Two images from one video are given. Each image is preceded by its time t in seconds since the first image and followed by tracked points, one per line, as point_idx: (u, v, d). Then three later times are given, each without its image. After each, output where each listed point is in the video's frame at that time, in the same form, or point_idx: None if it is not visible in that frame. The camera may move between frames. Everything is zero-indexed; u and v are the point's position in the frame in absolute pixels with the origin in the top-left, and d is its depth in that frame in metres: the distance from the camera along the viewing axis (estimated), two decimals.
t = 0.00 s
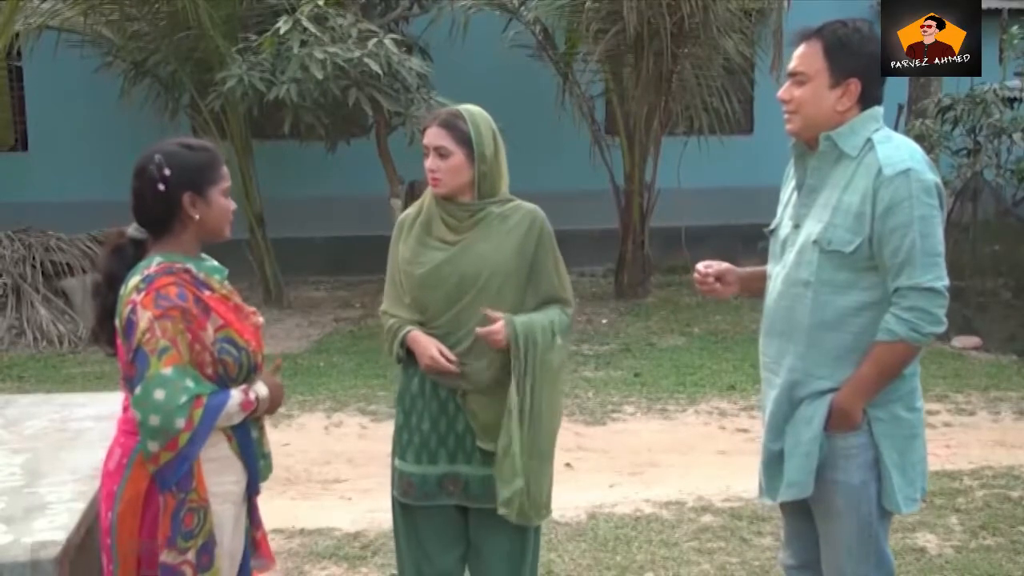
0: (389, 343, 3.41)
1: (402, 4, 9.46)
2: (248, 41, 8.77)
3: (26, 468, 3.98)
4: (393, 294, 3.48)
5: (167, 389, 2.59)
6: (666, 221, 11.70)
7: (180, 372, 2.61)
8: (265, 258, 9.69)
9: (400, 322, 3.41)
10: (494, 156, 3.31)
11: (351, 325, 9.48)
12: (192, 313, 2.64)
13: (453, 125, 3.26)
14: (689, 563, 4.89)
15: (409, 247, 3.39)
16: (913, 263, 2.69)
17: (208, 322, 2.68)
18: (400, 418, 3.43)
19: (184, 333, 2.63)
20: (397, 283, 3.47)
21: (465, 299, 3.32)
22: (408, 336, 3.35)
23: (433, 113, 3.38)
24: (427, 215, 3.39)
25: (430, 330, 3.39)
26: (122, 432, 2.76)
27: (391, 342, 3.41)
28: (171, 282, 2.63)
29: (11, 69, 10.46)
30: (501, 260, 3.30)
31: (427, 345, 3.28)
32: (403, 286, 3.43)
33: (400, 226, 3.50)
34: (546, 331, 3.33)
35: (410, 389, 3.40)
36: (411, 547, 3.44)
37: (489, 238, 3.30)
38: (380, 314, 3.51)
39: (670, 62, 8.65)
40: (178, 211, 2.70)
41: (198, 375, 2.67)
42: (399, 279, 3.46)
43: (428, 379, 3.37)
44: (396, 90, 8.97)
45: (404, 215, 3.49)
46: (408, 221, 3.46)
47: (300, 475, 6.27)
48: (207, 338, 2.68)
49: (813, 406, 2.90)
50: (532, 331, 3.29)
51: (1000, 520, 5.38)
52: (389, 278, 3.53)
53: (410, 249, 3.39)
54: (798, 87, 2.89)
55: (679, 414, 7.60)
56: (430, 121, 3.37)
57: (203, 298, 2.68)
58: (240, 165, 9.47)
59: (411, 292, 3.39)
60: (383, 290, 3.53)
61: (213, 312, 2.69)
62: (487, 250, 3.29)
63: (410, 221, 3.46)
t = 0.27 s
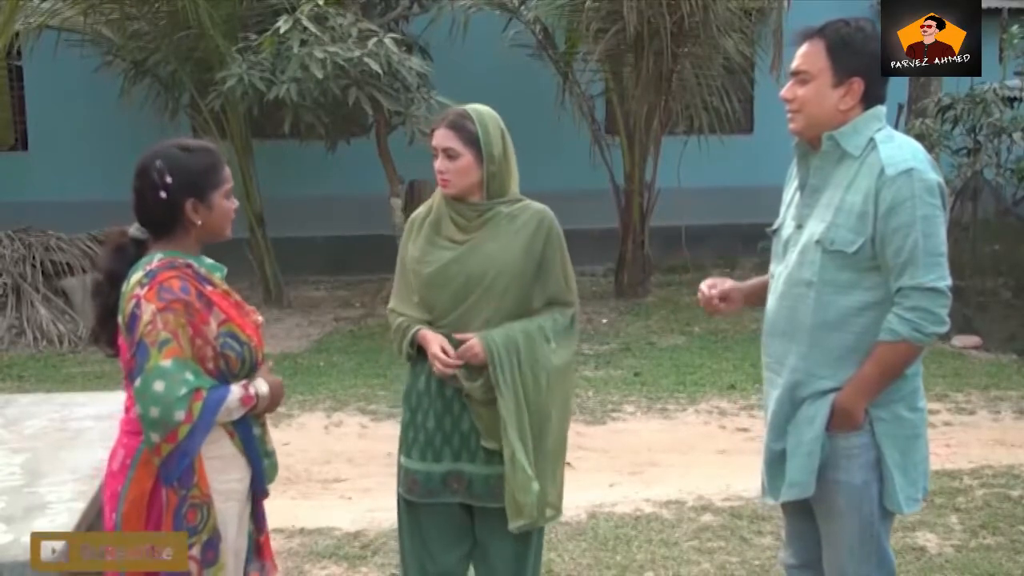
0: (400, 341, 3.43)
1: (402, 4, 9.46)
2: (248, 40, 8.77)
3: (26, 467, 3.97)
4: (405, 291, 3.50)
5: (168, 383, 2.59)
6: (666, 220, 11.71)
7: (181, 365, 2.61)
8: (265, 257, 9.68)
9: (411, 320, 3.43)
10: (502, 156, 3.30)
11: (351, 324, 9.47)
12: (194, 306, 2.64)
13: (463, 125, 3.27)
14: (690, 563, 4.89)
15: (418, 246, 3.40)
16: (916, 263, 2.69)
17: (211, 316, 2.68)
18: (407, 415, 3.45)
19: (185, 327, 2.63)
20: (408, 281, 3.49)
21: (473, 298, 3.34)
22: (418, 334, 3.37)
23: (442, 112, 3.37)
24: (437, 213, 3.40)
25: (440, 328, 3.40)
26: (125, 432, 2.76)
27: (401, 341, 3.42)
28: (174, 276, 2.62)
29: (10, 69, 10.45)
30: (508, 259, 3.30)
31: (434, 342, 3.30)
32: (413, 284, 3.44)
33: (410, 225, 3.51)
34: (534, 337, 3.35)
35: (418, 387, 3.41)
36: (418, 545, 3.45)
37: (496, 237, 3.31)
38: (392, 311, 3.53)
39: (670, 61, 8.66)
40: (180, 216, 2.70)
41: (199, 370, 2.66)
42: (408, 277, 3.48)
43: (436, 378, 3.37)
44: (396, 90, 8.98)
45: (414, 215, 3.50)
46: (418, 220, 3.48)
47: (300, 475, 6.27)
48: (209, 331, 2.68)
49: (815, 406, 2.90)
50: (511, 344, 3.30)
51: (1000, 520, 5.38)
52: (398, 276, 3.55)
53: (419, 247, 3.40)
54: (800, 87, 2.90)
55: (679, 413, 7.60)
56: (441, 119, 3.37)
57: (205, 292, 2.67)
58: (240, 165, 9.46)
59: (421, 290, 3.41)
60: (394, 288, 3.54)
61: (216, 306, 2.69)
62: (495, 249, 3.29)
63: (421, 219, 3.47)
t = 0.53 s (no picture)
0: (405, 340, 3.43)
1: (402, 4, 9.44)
2: (248, 40, 8.76)
3: (25, 468, 3.97)
4: (410, 289, 3.50)
5: (155, 384, 2.57)
6: (665, 220, 11.70)
7: (167, 367, 2.59)
8: (265, 257, 9.66)
9: (415, 318, 3.43)
10: (510, 157, 3.31)
11: (351, 324, 9.46)
12: (188, 308, 2.62)
13: (470, 124, 3.26)
14: (689, 562, 4.89)
15: (424, 245, 3.41)
16: (918, 263, 2.69)
17: (204, 320, 2.65)
18: (412, 413, 3.44)
19: (177, 328, 2.61)
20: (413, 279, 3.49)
21: (478, 298, 3.34)
22: (422, 333, 3.37)
23: (449, 113, 3.37)
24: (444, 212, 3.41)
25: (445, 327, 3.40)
26: (113, 430, 2.76)
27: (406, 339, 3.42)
28: (171, 277, 2.61)
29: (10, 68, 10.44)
30: (513, 260, 3.30)
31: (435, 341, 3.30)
32: (418, 282, 3.45)
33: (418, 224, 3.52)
34: (534, 338, 3.36)
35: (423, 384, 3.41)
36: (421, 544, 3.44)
37: (502, 236, 3.31)
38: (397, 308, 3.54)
39: (670, 61, 8.66)
40: (180, 214, 2.69)
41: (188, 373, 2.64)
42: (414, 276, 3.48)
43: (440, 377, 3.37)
44: (396, 89, 8.98)
45: (423, 213, 3.50)
46: (425, 218, 3.48)
47: (300, 474, 6.27)
48: (201, 334, 2.65)
49: (817, 406, 2.90)
50: (506, 348, 3.31)
51: (999, 519, 5.39)
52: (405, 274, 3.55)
53: (426, 245, 3.41)
54: (802, 85, 2.91)
55: (679, 413, 7.61)
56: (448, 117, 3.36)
57: (202, 295, 2.65)
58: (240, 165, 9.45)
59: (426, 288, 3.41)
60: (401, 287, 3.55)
61: (211, 310, 2.67)
62: (500, 250, 3.30)
63: (428, 217, 3.48)
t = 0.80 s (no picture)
0: (408, 338, 3.42)
1: (401, 3, 9.43)
2: (248, 40, 8.76)
3: (25, 467, 3.97)
4: (413, 288, 3.50)
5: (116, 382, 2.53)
6: (666, 219, 11.70)
7: (125, 367, 2.54)
8: (265, 256, 9.65)
9: (418, 316, 3.43)
10: (522, 161, 3.33)
11: (350, 324, 9.46)
12: (154, 308, 2.54)
13: (483, 124, 3.25)
14: (688, 562, 4.89)
15: (428, 244, 3.41)
16: (918, 262, 2.69)
17: (173, 321, 2.56)
18: (415, 411, 3.44)
19: (142, 327, 2.54)
20: (415, 277, 3.49)
21: (483, 296, 3.35)
22: (427, 331, 3.36)
23: (461, 111, 3.36)
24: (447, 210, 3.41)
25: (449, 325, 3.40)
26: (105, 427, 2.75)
27: (410, 337, 3.42)
28: (142, 274, 2.55)
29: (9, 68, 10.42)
30: (517, 258, 3.31)
31: (439, 336, 3.31)
32: (421, 280, 3.44)
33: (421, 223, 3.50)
34: (539, 338, 3.36)
35: (427, 382, 3.41)
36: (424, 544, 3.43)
37: (506, 235, 3.32)
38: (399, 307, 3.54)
39: (670, 60, 8.67)
40: (178, 213, 2.66)
41: (156, 373, 2.57)
42: (416, 275, 3.47)
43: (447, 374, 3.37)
44: (396, 89, 8.98)
45: (427, 212, 3.50)
46: (428, 218, 3.48)
47: (299, 474, 6.28)
48: (167, 336, 2.56)
49: (817, 406, 2.90)
50: (511, 342, 3.31)
51: (999, 519, 5.39)
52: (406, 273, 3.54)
53: (429, 243, 3.40)
54: (802, 85, 2.92)
55: (679, 413, 7.61)
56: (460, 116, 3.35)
57: (173, 295, 2.57)
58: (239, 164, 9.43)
59: (429, 286, 3.41)
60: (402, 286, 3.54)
61: (182, 311, 2.57)
62: (505, 248, 3.30)
63: (431, 216, 3.47)
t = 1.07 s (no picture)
0: (408, 340, 3.41)
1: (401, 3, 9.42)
2: (248, 40, 8.75)
3: (25, 467, 3.97)
4: (412, 288, 3.48)
5: (75, 383, 2.53)
6: (665, 219, 11.70)
7: (84, 369, 2.53)
8: (265, 256, 9.63)
9: (419, 317, 3.41)
10: (531, 167, 3.34)
11: (350, 323, 9.45)
12: (115, 313, 2.53)
13: (491, 124, 3.27)
14: (687, 562, 4.89)
15: (431, 245, 3.39)
16: (917, 262, 2.69)
17: (131, 327, 2.54)
18: (418, 412, 3.43)
19: (106, 329, 2.53)
20: (416, 278, 3.47)
21: (488, 299, 3.35)
22: (430, 333, 3.35)
23: (468, 112, 3.37)
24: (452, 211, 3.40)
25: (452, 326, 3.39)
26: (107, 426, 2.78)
27: (411, 339, 3.41)
28: (108, 276, 2.55)
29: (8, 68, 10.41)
30: (524, 261, 3.32)
31: (446, 339, 3.30)
32: (423, 281, 3.43)
33: (422, 223, 3.49)
34: (543, 339, 3.38)
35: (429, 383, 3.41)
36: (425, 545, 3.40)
37: (514, 238, 3.32)
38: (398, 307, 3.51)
39: (669, 60, 8.67)
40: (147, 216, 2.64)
41: (116, 376, 2.55)
42: (416, 275, 3.46)
43: (452, 373, 3.36)
44: (395, 89, 8.97)
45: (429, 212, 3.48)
46: (430, 218, 3.47)
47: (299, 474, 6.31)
48: (124, 340, 2.54)
49: (817, 407, 2.90)
50: (517, 345, 3.33)
51: (998, 518, 5.39)
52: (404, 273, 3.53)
53: (434, 244, 3.39)
54: (802, 86, 2.92)
55: (678, 413, 7.62)
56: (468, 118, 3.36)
57: (136, 300, 2.55)
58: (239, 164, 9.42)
59: (432, 287, 3.40)
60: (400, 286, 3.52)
61: (142, 316, 2.55)
62: (512, 251, 3.31)
63: (434, 217, 3.46)
